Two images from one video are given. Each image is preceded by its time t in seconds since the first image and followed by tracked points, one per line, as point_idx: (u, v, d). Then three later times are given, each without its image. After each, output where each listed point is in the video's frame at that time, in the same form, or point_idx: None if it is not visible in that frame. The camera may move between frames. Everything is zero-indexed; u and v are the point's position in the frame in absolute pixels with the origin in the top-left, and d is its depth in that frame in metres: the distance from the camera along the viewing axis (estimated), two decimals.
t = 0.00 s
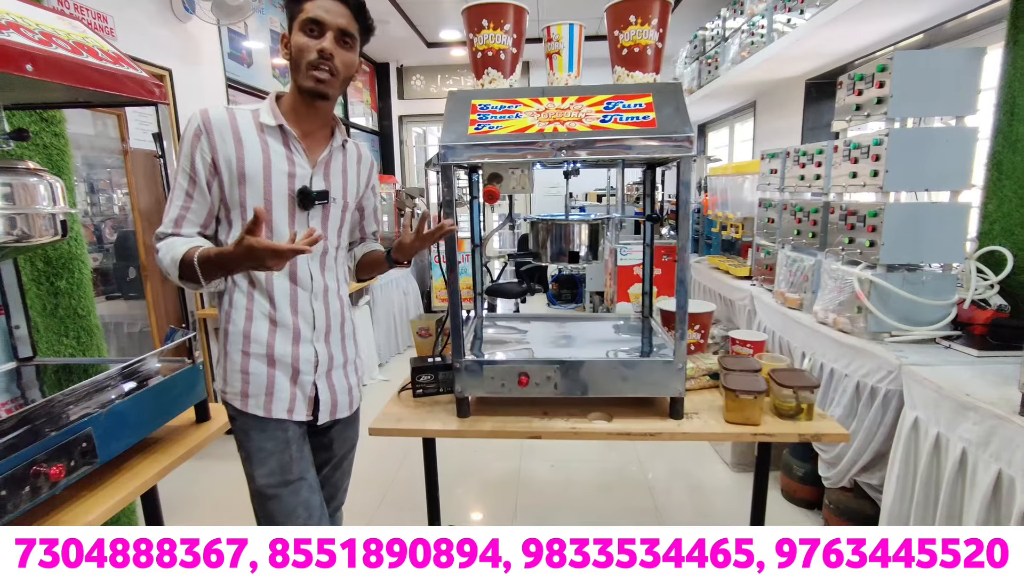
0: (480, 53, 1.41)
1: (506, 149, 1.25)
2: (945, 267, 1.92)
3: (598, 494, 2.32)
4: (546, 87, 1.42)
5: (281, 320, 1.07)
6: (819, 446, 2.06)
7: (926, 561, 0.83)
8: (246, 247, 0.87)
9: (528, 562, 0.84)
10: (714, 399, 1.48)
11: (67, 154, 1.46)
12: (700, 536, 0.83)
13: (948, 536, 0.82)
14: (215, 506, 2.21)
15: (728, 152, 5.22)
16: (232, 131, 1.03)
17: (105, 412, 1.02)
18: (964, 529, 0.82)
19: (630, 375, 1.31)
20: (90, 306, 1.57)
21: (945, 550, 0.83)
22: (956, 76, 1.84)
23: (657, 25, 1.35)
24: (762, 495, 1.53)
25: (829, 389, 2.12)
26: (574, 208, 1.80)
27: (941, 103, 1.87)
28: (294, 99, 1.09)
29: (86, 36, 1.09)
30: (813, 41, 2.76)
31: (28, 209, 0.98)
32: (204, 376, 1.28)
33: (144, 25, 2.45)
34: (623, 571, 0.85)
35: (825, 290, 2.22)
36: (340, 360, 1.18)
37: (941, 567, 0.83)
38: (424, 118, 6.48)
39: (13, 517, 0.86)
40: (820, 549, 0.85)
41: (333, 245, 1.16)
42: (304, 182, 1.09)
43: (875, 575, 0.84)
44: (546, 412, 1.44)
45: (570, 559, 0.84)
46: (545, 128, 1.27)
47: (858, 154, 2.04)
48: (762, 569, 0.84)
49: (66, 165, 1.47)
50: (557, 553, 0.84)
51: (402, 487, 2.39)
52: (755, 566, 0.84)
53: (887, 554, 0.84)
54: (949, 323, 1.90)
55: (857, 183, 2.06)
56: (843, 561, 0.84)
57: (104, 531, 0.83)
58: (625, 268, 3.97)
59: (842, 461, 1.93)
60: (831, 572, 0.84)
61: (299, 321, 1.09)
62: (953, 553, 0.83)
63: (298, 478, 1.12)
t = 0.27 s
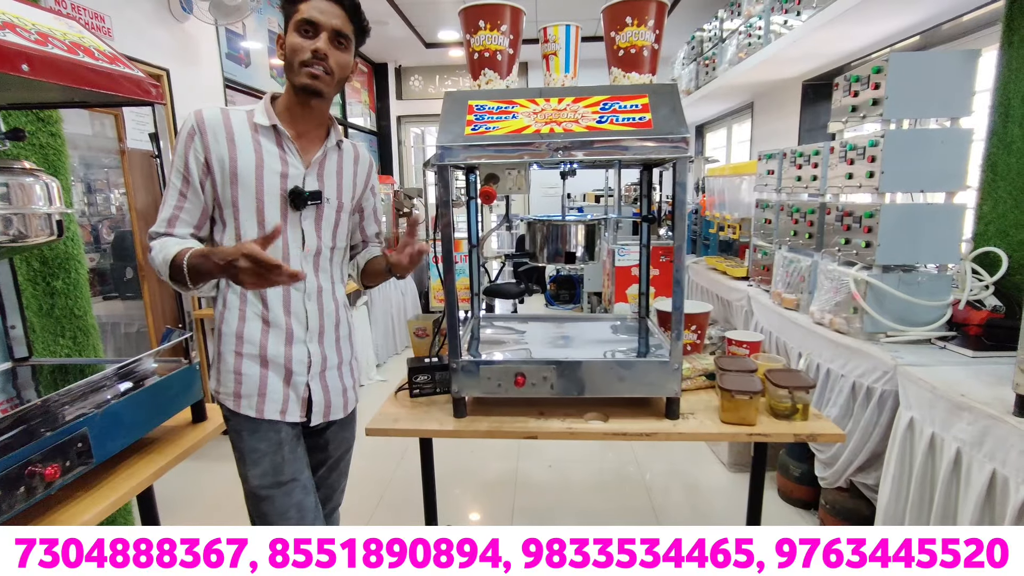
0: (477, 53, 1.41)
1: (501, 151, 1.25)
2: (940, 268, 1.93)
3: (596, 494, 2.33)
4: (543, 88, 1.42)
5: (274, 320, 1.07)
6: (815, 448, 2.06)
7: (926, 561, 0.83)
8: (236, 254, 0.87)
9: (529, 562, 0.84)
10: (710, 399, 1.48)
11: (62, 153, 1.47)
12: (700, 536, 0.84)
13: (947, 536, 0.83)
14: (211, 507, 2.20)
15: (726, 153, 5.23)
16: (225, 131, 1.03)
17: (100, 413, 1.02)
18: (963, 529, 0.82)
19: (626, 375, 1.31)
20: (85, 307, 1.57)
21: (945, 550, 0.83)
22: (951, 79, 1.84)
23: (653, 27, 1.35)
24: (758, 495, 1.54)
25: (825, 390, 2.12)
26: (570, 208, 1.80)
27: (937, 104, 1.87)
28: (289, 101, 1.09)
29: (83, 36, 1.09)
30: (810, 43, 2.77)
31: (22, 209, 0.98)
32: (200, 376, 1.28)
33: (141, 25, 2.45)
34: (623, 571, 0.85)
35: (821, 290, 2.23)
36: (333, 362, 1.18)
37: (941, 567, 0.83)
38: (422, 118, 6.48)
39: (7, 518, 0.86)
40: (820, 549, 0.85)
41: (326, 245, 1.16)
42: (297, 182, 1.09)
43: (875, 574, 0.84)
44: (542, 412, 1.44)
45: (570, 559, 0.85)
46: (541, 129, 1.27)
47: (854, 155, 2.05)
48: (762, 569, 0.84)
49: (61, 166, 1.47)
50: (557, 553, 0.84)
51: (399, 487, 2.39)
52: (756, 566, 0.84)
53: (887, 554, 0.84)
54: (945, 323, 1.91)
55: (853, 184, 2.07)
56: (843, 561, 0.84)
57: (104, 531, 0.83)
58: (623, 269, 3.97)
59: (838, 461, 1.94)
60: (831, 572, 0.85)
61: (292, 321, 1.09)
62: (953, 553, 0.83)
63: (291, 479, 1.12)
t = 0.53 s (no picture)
0: (478, 54, 1.42)
1: (501, 151, 1.25)
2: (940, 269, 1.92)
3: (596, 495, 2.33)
4: (543, 88, 1.42)
5: (271, 318, 1.07)
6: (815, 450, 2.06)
7: (926, 561, 0.83)
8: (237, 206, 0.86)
9: (529, 562, 0.84)
10: (709, 400, 1.48)
11: (63, 153, 1.47)
12: (700, 536, 0.84)
13: (947, 536, 0.83)
14: (211, 507, 2.21)
15: (726, 154, 5.24)
16: (228, 128, 1.04)
17: (100, 413, 1.02)
18: (963, 529, 0.82)
19: (626, 376, 1.31)
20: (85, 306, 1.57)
21: (945, 550, 0.83)
22: (952, 81, 1.84)
23: (653, 28, 1.36)
24: (757, 495, 1.54)
25: (825, 391, 2.12)
26: (570, 209, 1.80)
27: (937, 106, 1.87)
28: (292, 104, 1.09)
29: (84, 36, 1.09)
30: (810, 44, 2.77)
31: (23, 209, 0.98)
32: (200, 377, 1.28)
33: (142, 25, 2.45)
34: (623, 571, 0.85)
35: (821, 291, 2.23)
36: (332, 361, 1.17)
37: (941, 567, 0.83)
38: (423, 118, 6.49)
39: (7, 517, 0.86)
40: (820, 549, 0.85)
41: (326, 245, 1.15)
42: (296, 182, 1.10)
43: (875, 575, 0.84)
44: (542, 413, 1.44)
45: (571, 559, 0.85)
46: (541, 130, 1.27)
47: (854, 156, 2.05)
48: (762, 569, 0.84)
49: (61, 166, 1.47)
50: (557, 553, 0.84)
51: (399, 487, 2.39)
52: (755, 566, 0.84)
53: (887, 554, 0.84)
54: (945, 325, 1.91)
55: (853, 185, 2.07)
56: (843, 561, 0.84)
57: (103, 532, 0.83)
58: (624, 269, 3.97)
59: (838, 463, 1.94)
60: (832, 572, 0.85)
61: (290, 319, 1.09)
62: (953, 553, 0.83)
63: (289, 479, 1.12)
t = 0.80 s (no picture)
0: (479, 55, 1.42)
1: (502, 152, 1.25)
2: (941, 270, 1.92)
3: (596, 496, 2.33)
4: (544, 89, 1.42)
5: (272, 312, 1.08)
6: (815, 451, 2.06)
7: (926, 561, 0.84)
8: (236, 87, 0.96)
9: (529, 562, 0.85)
10: (710, 400, 1.48)
11: (65, 152, 1.47)
12: (699, 537, 0.84)
13: (947, 536, 0.83)
14: (212, 506, 2.21)
15: (727, 155, 5.25)
16: (238, 122, 1.05)
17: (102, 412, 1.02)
18: (963, 529, 0.82)
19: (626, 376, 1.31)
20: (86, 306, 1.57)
21: (945, 550, 0.84)
22: (953, 81, 1.84)
23: (654, 28, 1.36)
24: (758, 496, 1.54)
25: (826, 391, 2.12)
26: (571, 209, 1.80)
27: (938, 106, 1.87)
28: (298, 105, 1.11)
29: (86, 37, 1.09)
30: (811, 44, 2.77)
31: (26, 208, 0.98)
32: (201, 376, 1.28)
33: (143, 25, 2.45)
34: (623, 571, 0.85)
35: (822, 292, 2.22)
36: (331, 358, 1.16)
37: (941, 567, 0.83)
38: (424, 119, 6.49)
39: (9, 515, 0.87)
40: (820, 549, 0.85)
41: (329, 244, 1.15)
42: (300, 181, 1.10)
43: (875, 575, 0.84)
44: (543, 413, 1.44)
45: (571, 559, 0.85)
46: (542, 130, 1.28)
47: (855, 157, 2.05)
48: (762, 570, 0.85)
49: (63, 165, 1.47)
50: (557, 553, 0.84)
51: (399, 487, 2.40)
52: (755, 566, 0.84)
53: (887, 554, 0.84)
54: (946, 326, 1.91)
55: (854, 185, 2.07)
56: (843, 561, 0.84)
57: (104, 532, 0.83)
58: (625, 270, 3.97)
59: (838, 464, 1.94)
60: (832, 572, 0.85)
61: (290, 314, 1.09)
62: (953, 553, 0.83)
63: (289, 478, 1.12)
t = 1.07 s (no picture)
0: (481, 52, 1.42)
1: (505, 149, 1.25)
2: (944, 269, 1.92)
3: (597, 494, 2.33)
4: (546, 87, 1.42)
5: (279, 329, 1.07)
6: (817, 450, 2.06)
7: (926, 561, 0.84)
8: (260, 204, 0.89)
9: (529, 562, 0.85)
10: (711, 399, 1.48)
11: (67, 149, 1.47)
12: (700, 536, 0.84)
13: (948, 536, 0.83)
14: (213, 503, 2.21)
15: (729, 153, 5.24)
16: (254, 131, 1.04)
17: (104, 410, 1.02)
18: (963, 529, 0.82)
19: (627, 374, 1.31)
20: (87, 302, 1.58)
21: (945, 550, 0.84)
22: (957, 80, 1.84)
23: (657, 26, 1.36)
24: (758, 494, 1.54)
25: (828, 391, 2.12)
26: (573, 207, 1.80)
27: (943, 104, 1.87)
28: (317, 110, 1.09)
29: (88, 34, 1.09)
30: (814, 42, 2.76)
31: (28, 205, 0.98)
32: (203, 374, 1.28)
33: (145, 23, 2.45)
34: (623, 571, 0.85)
35: (823, 291, 2.22)
36: (334, 373, 1.17)
37: (942, 567, 0.83)
38: (426, 116, 6.49)
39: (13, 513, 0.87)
40: (820, 549, 0.85)
41: (335, 258, 1.15)
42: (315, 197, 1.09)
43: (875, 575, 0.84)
44: (544, 411, 1.44)
45: (571, 559, 0.85)
46: (545, 128, 1.27)
47: (858, 155, 2.05)
48: (762, 570, 0.85)
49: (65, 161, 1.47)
50: (557, 553, 0.84)
51: (401, 485, 2.40)
52: (756, 566, 0.84)
53: (887, 554, 0.84)
54: (948, 325, 1.91)
55: (857, 184, 2.07)
56: (843, 561, 0.84)
57: (104, 531, 0.84)
58: (626, 268, 3.97)
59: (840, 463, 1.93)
60: (832, 572, 0.85)
61: (295, 331, 1.09)
62: (953, 553, 0.83)
63: (291, 474, 1.12)
